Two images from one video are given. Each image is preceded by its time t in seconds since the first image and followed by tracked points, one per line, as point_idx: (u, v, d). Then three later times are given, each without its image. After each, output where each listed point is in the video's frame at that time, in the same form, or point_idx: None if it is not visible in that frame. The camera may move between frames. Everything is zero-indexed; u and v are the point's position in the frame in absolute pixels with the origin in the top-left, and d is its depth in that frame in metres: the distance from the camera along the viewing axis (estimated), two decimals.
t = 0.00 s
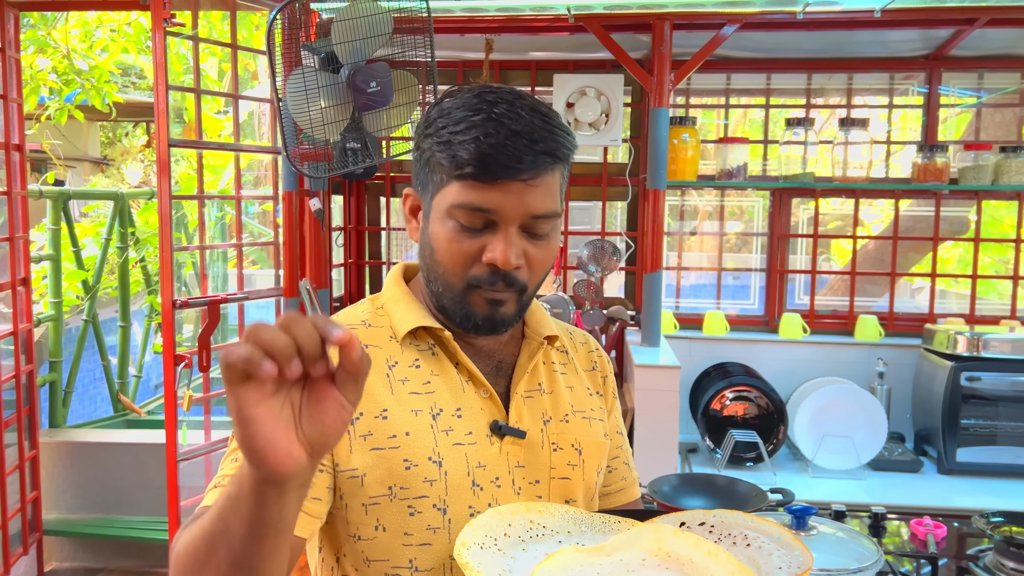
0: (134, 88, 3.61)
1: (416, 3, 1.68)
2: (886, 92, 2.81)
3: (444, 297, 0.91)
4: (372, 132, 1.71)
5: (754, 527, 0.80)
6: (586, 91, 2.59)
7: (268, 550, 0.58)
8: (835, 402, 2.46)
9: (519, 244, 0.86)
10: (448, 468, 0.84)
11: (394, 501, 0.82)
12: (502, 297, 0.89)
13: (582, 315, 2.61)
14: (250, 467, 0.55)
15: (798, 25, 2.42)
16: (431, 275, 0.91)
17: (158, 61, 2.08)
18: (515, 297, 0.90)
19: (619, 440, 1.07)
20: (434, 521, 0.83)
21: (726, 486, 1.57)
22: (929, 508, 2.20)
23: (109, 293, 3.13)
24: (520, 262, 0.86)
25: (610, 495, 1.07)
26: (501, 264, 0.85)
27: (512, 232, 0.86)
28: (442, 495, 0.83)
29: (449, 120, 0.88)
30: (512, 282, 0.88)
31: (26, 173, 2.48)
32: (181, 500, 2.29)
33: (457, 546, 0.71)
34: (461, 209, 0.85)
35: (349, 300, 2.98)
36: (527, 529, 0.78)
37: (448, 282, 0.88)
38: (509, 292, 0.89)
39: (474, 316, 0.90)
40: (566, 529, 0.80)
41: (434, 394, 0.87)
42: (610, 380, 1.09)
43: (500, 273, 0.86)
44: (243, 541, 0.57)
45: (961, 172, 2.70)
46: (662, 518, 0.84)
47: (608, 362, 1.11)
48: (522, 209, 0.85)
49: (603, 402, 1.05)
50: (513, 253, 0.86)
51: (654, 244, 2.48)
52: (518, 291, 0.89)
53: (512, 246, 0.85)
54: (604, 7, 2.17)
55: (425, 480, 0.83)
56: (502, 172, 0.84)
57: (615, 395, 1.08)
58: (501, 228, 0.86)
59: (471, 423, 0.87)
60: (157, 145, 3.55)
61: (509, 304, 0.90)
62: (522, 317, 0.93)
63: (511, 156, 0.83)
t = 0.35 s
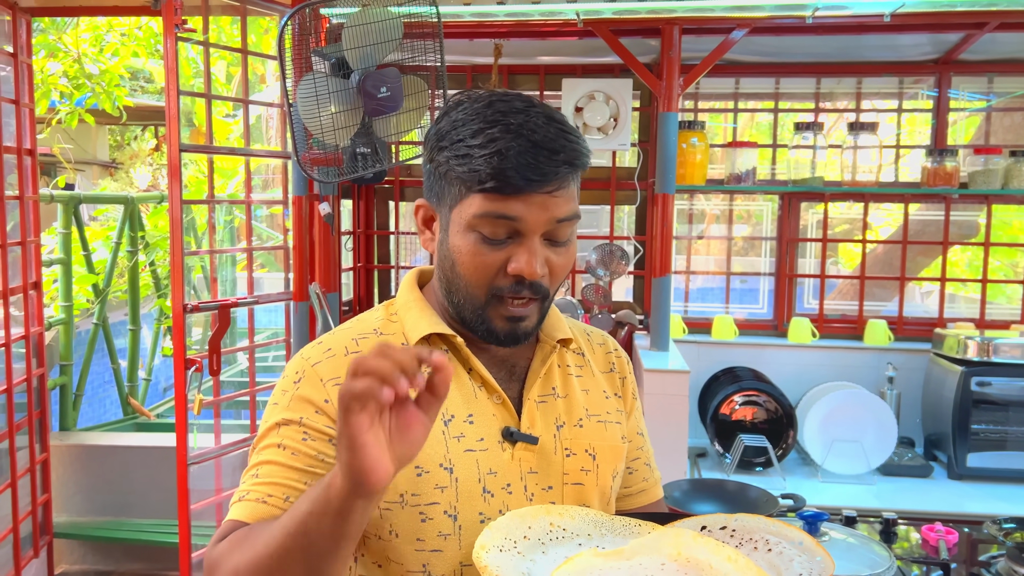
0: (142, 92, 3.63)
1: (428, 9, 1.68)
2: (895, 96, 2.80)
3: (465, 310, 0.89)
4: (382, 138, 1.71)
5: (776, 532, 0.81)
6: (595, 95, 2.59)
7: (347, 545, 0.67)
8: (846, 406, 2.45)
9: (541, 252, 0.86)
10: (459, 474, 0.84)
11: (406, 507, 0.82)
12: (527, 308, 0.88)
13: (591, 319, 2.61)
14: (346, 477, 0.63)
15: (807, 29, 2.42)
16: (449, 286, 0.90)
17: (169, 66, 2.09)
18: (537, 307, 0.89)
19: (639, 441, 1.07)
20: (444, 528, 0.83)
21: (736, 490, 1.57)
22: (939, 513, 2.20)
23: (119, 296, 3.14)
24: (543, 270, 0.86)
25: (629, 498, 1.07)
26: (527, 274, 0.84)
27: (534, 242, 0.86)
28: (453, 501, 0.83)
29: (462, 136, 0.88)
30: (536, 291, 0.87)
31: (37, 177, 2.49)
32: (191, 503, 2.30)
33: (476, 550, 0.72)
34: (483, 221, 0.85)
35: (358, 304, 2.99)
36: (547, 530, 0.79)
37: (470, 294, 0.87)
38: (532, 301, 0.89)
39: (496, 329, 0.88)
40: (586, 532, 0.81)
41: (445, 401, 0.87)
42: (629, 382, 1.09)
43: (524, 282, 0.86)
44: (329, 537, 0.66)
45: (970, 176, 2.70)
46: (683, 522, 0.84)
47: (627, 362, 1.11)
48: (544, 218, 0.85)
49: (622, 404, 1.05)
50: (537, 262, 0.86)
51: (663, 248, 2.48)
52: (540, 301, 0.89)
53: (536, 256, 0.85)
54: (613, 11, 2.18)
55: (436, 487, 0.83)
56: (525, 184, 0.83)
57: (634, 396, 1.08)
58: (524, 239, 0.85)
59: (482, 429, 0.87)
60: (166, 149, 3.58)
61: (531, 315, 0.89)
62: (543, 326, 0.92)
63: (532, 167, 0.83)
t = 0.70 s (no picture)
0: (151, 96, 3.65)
1: (438, 15, 1.67)
2: (903, 101, 2.81)
3: (472, 298, 0.93)
4: (392, 143, 1.72)
5: (786, 534, 0.79)
6: (604, 100, 2.60)
7: None
8: (856, 411, 2.44)
9: (541, 246, 0.88)
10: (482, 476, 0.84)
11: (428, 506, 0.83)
12: (525, 302, 0.90)
13: (599, 323, 2.62)
14: (410, 551, 0.67)
15: (816, 34, 2.43)
16: (461, 275, 0.95)
17: (180, 72, 2.10)
18: (537, 302, 0.91)
19: (658, 449, 1.07)
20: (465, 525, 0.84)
21: (747, 496, 1.58)
22: (949, 518, 2.20)
23: (128, 299, 3.16)
24: (540, 263, 0.88)
25: (648, 506, 1.07)
26: (522, 264, 0.87)
27: (535, 235, 0.88)
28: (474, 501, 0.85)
29: (488, 128, 0.91)
30: (533, 285, 0.89)
31: (50, 182, 2.51)
32: (202, 506, 2.31)
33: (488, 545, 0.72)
34: (490, 211, 0.89)
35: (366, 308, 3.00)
36: (560, 530, 0.77)
37: (474, 282, 0.91)
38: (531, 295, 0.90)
39: (496, 319, 0.91)
40: (599, 532, 0.79)
41: (470, 404, 0.86)
42: (649, 391, 1.08)
43: (521, 273, 0.88)
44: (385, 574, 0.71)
45: (979, 181, 2.70)
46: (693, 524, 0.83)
47: (648, 372, 1.11)
48: (546, 212, 0.88)
49: (642, 412, 1.05)
50: (535, 256, 0.88)
51: (671, 252, 2.49)
52: (539, 296, 0.91)
53: (533, 249, 0.87)
54: (622, 17, 2.19)
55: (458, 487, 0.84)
56: (527, 179, 0.86)
57: (654, 405, 1.08)
58: (526, 231, 0.88)
59: (506, 431, 0.87)
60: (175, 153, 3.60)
61: (530, 310, 0.90)
62: (547, 325, 0.93)
63: (537, 163, 0.86)
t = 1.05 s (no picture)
0: (157, 99, 3.66)
1: (447, 20, 1.67)
2: (908, 106, 2.82)
3: (475, 300, 0.94)
4: (400, 148, 1.74)
5: (783, 542, 0.79)
6: (610, 105, 2.61)
7: (429, 542, 0.68)
8: (860, 415, 2.45)
9: (538, 249, 0.88)
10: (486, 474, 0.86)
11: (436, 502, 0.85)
12: (524, 303, 0.90)
13: (605, 327, 2.63)
14: (462, 483, 0.65)
15: (822, 40, 2.44)
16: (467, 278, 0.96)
17: (190, 77, 2.12)
18: (536, 304, 0.90)
19: (667, 456, 1.08)
20: (470, 523, 0.85)
21: (755, 499, 1.59)
22: (954, 522, 2.20)
23: (136, 302, 3.18)
24: (537, 266, 0.88)
25: (655, 512, 1.07)
26: (518, 266, 0.87)
27: (533, 238, 0.88)
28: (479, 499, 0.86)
29: (492, 137, 0.93)
30: (530, 287, 0.89)
31: (59, 186, 2.53)
32: (211, 509, 2.33)
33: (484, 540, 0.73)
34: (490, 215, 0.90)
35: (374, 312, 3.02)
36: (559, 528, 0.78)
37: (475, 284, 0.92)
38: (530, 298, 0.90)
39: (496, 321, 0.91)
40: (598, 532, 0.79)
41: (481, 402, 0.88)
42: (660, 398, 1.09)
43: (519, 276, 0.88)
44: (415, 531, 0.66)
45: (985, 186, 2.71)
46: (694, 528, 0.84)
47: (660, 379, 1.11)
48: (543, 216, 0.88)
49: (652, 418, 1.06)
50: (532, 258, 0.88)
51: (677, 256, 2.50)
52: (538, 298, 0.90)
53: (530, 251, 0.87)
54: (629, 22, 2.20)
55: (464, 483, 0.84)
56: (523, 184, 0.87)
57: (665, 412, 1.08)
58: (524, 234, 0.89)
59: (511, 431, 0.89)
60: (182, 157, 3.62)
61: (530, 312, 0.90)
62: (547, 329, 0.92)
63: (533, 169, 0.87)
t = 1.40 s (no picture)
0: (161, 102, 3.68)
1: (454, 24, 1.69)
2: (912, 108, 2.83)
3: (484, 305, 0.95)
4: (407, 151, 1.74)
5: (799, 554, 0.82)
6: (615, 108, 2.63)
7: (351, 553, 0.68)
8: (866, 417, 2.46)
9: (551, 254, 0.90)
10: (494, 485, 0.86)
11: (442, 515, 0.85)
12: (535, 309, 0.91)
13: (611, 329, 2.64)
14: (339, 493, 0.65)
15: (826, 43, 2.45)
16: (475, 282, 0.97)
17: (199, 81, 2.13)
18: (547, 309, 0.92)
19: (675, 458, 1.09)
20: (479, 535, 0.85)
21: (762, 499, 1.60)
22: (959, 522, 2.21)
23: (142, 304, 3.19)
24: (550, 271, 0.89)
25: (660, 513, 1.09)
26: (530, 271, 0.89)
27: (544, 243, 0.90)
28: (488, 510, 0.86)
29: (501, 140, 0.95)
30: (544, 290, 0.91)
31: (68, 189, 2.55)
32: (219, 510, 2.34)
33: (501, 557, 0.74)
34: (501, 218, 0.91)
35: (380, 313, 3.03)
36: (575, 542, 0.80)
37: (485, 289, 0.93)
38: (543, 303, 0.92)
39: (506, 325, 0.92)
40: (613, 544, 0.81)
41: (484, 413, 0.89)
42: (667, 401, 1.09)
43: (531, 279, 0.90)
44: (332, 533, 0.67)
45: (988, 188, 2.72)
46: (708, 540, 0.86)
47: (668, 382, 1.12)
48: (555, 221, 0.89)
49: (659, 422, 1.06)
50: (544, 263, 0.89)
51: (683, 259, 2.51)
52: (550, 302, 0.92)
53: (542, 257, 0.89)
54: (634, 26, 2.21)
55: (471, 496, 0.85)
56: (535, 189, 0.89)
57: (671, 415, 1.09)
58: (536, 239, 0.90)
59: (519, 440, 0.89)
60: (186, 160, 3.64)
61: (541, 317, 0.92)
62: (559, 334, 0.94)
63: (544, 174, 0.88)
